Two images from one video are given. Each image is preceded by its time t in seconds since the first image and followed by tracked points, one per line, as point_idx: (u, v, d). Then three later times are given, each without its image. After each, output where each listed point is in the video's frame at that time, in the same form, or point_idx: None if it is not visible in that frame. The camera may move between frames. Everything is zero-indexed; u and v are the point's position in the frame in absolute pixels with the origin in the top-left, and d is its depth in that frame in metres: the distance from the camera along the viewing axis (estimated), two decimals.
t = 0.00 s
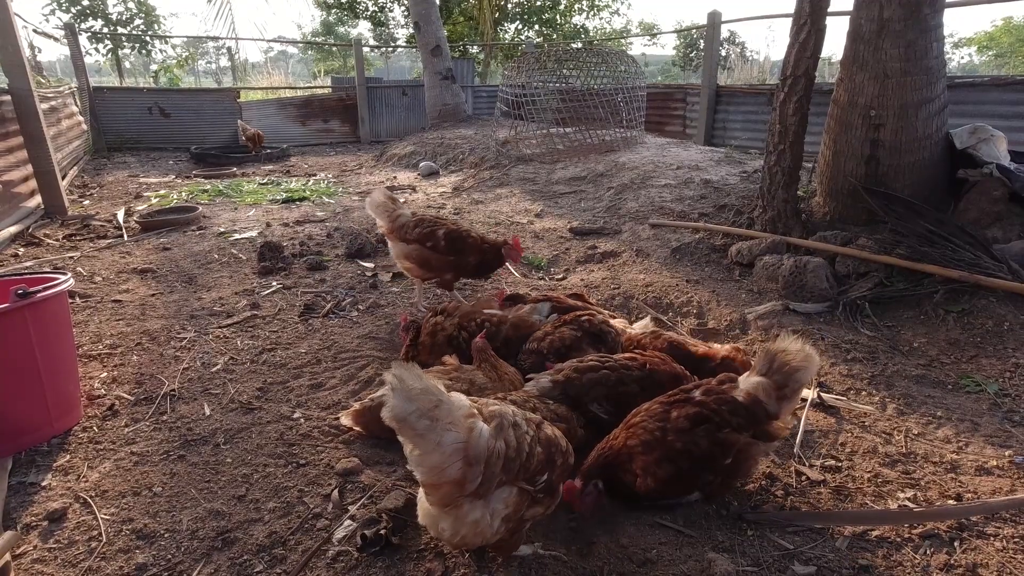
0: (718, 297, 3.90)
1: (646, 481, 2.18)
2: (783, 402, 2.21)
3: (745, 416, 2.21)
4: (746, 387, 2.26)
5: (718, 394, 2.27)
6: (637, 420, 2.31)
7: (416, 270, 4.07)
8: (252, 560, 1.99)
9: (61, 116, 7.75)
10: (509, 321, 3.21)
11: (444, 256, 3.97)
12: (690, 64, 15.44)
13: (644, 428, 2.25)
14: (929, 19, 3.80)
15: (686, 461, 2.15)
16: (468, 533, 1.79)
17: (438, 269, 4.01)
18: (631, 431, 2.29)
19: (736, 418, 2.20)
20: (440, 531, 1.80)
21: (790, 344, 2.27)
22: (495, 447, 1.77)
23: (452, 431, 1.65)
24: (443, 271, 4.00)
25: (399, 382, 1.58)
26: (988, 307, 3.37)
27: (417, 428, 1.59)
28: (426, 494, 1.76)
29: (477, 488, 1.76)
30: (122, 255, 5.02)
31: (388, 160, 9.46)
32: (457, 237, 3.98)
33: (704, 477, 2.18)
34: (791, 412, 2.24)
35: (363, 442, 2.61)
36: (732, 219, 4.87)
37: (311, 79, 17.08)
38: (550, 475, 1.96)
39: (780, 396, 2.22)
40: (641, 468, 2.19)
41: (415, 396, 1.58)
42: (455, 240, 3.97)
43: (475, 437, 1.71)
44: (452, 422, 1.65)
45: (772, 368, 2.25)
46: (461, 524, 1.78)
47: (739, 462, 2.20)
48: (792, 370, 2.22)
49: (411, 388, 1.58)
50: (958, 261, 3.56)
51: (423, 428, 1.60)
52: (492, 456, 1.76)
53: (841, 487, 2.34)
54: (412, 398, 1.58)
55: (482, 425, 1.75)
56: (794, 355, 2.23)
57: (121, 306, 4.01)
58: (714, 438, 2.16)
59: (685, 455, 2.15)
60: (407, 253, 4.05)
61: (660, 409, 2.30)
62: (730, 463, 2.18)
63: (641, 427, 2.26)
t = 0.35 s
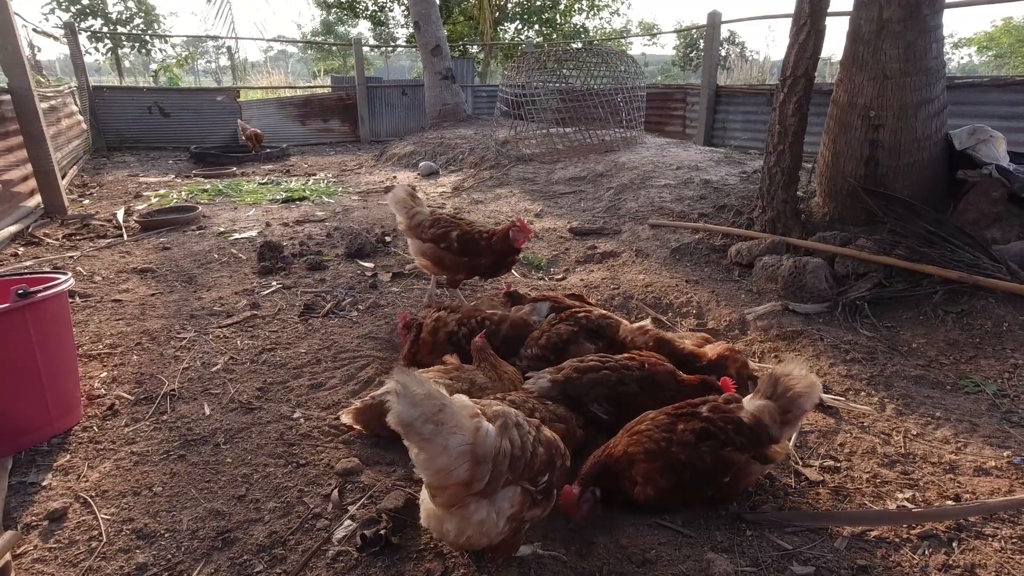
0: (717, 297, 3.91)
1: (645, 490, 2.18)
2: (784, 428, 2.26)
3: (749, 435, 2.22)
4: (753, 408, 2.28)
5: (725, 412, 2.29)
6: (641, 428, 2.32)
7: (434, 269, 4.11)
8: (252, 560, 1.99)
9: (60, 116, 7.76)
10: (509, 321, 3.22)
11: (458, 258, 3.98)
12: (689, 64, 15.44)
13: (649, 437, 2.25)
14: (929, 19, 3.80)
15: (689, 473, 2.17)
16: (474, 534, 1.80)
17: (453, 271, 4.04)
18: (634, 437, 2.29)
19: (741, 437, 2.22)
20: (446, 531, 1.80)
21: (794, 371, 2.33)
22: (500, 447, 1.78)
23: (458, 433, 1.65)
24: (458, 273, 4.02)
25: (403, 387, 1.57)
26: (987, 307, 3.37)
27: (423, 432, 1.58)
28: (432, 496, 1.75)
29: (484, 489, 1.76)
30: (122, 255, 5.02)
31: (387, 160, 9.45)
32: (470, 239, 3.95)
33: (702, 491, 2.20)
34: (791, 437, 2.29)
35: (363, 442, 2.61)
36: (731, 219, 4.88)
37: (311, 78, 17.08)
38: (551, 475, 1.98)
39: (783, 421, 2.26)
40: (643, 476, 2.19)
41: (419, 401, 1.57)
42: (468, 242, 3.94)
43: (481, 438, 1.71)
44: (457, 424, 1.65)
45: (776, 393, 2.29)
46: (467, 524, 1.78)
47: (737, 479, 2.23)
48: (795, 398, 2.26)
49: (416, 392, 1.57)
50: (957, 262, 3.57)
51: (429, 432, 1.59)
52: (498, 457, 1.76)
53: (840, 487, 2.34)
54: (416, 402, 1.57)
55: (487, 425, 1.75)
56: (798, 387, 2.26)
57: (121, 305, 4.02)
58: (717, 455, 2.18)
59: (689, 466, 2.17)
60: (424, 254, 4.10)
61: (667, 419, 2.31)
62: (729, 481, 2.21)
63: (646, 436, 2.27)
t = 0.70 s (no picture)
0: (722, 301, 3.91)
1: (652, 498, 2.19)
2: (790, 437, 2.31)
3: (755, 444, 2.26)
4: (761, 418, 2.32)
5: (732, 420, 2.31)
6: (647, 435, 2.32)
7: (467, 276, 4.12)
8: (259, 564, 2.00)
9: (67, 118, 7.79)
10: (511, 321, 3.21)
11: (489, 262, 3.97)
12: (693, 66, 15.44)
13: (655, 444, 2.25)
14: (934, 24, 3.80)
15: (695, 483, 2.18)
16: (479, 536, 1.80)
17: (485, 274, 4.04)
18: (640, 444, 2.29)
19: (747, 446, 2.25)
20: (451, 534, 1.81)
21: (801, 381, 2.38)
22: (507, 453, 1.79)
23: (467, 440, 1.65)
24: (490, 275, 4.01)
25: (416, 395, 1.57)
26: (993, 312, 3.37)
27: (435, 440, 1.58)
28: (438, 500, 1.76)
29: (490, 493, 1.77)
30: (128, 257, 5.04)
31: (391, 163, 9.47)
32: (502, 243, 3.94)
33: (709, 500, 2.20)
34: (796, 447, 2.34)
35: (368, 446, 2.62)
36: (736, 223, 4.88)
37: (315, 80, 17.13)
38: (556, 481, 1.98)
39: (790, 431, 2.31)
40: (649, 484, 2.19)
41: (432, 409, 1.57)
42: (499, 245, 3.94)
43: (489, 444, 1.71)
44: (468, 432, 1.65)
45: (785, 404, 2.34)
46: (473, 527, 1.79)
47: (745, 488, 2.23)
48: (803, 410, 2.31)
49: (429, 401, 1.57)
50: (963, 266, 3.57)
51: (440, 440, 1.59)
52: (505, 462, 1.77)
53: (846, 493, 2.34)
54: (430, 411, 1.57)
55: (496, 431, 1.75)
56: (808, 397, 2.32)
57: (127, 308, 4.03)
58: (724, 463, 2.20)
59: (695, 476, 2.18)
60: (456, 261, 4.12)
61: (674, 426, 2.32)
62: (736, 491, 2.22)
63: (652, 442, 2.27)
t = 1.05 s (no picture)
0: (731, 305, 3.89)
1: (660, 503, 2.18)
2: (802, 448, 2.28)
3: (766, 452, 2.23)
4: (773, 426, 2.29)
5: (742, 427, 2.30)
6: (656, 438, 2.31)
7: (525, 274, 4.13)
8: (268, 567, 2.00)
9: (78, 121, 7.86)
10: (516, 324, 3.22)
11: (548, 258, 3.98)
12: (700, 69, 15.41)
13: (664, 447, 2.24)
14: (946, 26, 3.77)
15: (704, 489, 2.16)
16: (491, 546, 1.79)
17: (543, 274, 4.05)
18: (649, 447, 2.28)
19: (758, 453, 2.23)
20: (463, 544, 1.79)
21: (818, 393, 2.36)
22: (517, 459, 1.78)
23: (479, 447, 1.65)
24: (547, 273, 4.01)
25: (428, 402, 1.57)
26: (1007, 318, 3.33)
27: (446, 447, 1.58)
28: (449, 510, 1.75)
29: (501, 501, 1.76)
30: (138, 259, 5.07)
31: (399, 165, 9.50)
32: (563, 241, 3.97)
33: (718, 506, 2.19)
34: (808, 457, 2.32)
35: (376, 449, 2.62)
36: (744, 226, 4.85)
37: (324, 83, 17.22)
38: (565, 487, 1.97)
39: (802, 441, 2.29)
40: (657, 489, 2.18)
41: (444, 416, 1.57)
42: (559, 242, 3.97)
43: (499, 451, 1.71)
44: (479, 439, 1.65)
45: (799, 414, 2.32)
46: (484, 537, 1.77)
47: (755, 495, 2.21)
48: (817, 421, 2.29)
49: (440, 408, 1.57)
50: (975, 271, 3.53)
51: (452, 447, 1.59)
52: (515, 469, 1.76)
53: (858, 500, 2.31)
54: (441, 418, 1.57)
55: (505, 438, 1.75)
56: (821, 408, 2.30)
57: (137, 310, 4.05)
58: (734, 470, 2.18)
59: (704, 482, 2.16)
60: (515, 257, 4.13)
61: (683, 431, 2.31)
62: (745, 498, 2.20)
63: (661, 446, 2.26)
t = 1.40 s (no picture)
0: (738, 309, 3.87)
1: (665, 507, 2.18)
2: (809, 453, 2.27)
3: (772, 457, 2.22)
4: (779, 431, 2.28)
5: (748, 431, 2.28)
6: (661, 442, 2.30)
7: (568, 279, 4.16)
8: (274, 570, 2.00)
9: (88, 125, 7.93)
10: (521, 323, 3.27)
11: (588, 268, 3.98)
12: (706, 72, 15.39)
13: (669, 451, 2.24)
14: (955, 30, 3.75)
15: (710, 494, 2.15)
16: (495, 551, 1.79)
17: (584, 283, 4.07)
18: (654, 450, 2.28)
19: (764, 458, 2.22)
20: (467, 550, 1.80)
21: (828, 401, 2.35)
22: (521, 466, 1.79)
23: (485, 455, 1.65)
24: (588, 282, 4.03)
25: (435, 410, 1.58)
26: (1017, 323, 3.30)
27: (454, 455, 1.59)
28: (454, 517, 1.75)
29: (506, 508, 1.76)
30: (146, 261, 5.11)
31: (406, 168, 9.53)
32: (601, 252, 3.94)
33: (723, 511, 2.18)
34: (815, 462, 2.30)
35: (383, 452, 2.62)
36: (751, 230, 4.83)
37: (331, 87, 17.32)
38: (570, 492, 1.97)
39: (809, 447, 2.28)
40: (662, 493, 2.17)
41: (451, 424, 1.58)
42: (598, 253, 3.94)
43: (505, 458, 1.71)
44: (485, 446, 1.65)
45: (807, 420, 2.31)
46: (489, 543, 1.77)
47: (761, 501, 2.20)
48: (825, 427, 2.28)
49: (448, 416, 1.58)
50: (986, 276, 3.50)
51: (459, 455, 1.59)
52: (519, 476, 1.76)
53: (866, 506, 2.30)
54: (449, 425, 1.59)
55: (510, 445, 1.75)
56: (829, 414, 2.30)
57: (146, 312, 4.08)
58: (740, 475, 2.17)
59: (710, 487, 2.16)
60: (557, 261, 4.18)
61: (689, 434, 2.30)
62: (751, 504, 2.19)
63: (666, 449, 2.26)
